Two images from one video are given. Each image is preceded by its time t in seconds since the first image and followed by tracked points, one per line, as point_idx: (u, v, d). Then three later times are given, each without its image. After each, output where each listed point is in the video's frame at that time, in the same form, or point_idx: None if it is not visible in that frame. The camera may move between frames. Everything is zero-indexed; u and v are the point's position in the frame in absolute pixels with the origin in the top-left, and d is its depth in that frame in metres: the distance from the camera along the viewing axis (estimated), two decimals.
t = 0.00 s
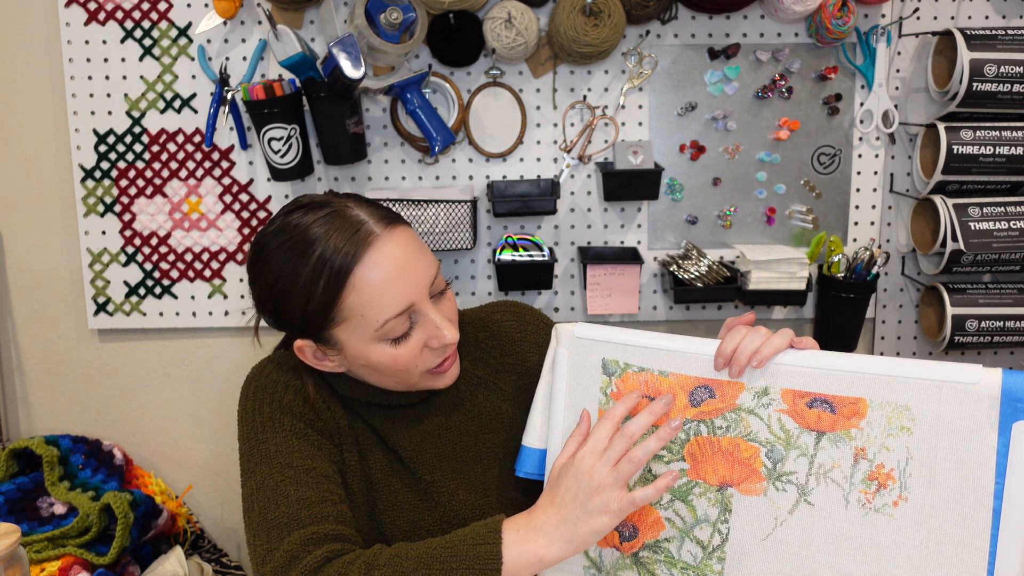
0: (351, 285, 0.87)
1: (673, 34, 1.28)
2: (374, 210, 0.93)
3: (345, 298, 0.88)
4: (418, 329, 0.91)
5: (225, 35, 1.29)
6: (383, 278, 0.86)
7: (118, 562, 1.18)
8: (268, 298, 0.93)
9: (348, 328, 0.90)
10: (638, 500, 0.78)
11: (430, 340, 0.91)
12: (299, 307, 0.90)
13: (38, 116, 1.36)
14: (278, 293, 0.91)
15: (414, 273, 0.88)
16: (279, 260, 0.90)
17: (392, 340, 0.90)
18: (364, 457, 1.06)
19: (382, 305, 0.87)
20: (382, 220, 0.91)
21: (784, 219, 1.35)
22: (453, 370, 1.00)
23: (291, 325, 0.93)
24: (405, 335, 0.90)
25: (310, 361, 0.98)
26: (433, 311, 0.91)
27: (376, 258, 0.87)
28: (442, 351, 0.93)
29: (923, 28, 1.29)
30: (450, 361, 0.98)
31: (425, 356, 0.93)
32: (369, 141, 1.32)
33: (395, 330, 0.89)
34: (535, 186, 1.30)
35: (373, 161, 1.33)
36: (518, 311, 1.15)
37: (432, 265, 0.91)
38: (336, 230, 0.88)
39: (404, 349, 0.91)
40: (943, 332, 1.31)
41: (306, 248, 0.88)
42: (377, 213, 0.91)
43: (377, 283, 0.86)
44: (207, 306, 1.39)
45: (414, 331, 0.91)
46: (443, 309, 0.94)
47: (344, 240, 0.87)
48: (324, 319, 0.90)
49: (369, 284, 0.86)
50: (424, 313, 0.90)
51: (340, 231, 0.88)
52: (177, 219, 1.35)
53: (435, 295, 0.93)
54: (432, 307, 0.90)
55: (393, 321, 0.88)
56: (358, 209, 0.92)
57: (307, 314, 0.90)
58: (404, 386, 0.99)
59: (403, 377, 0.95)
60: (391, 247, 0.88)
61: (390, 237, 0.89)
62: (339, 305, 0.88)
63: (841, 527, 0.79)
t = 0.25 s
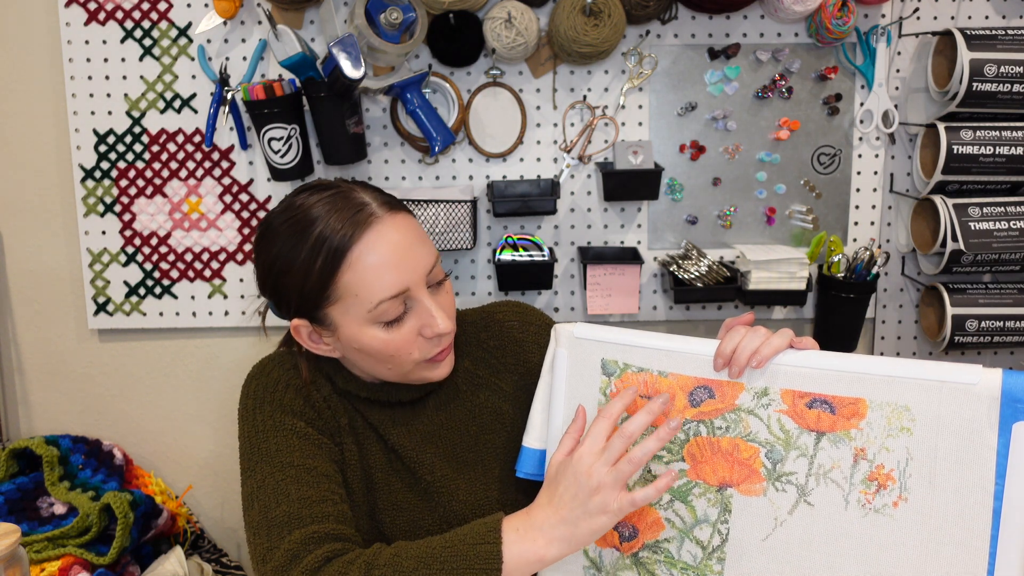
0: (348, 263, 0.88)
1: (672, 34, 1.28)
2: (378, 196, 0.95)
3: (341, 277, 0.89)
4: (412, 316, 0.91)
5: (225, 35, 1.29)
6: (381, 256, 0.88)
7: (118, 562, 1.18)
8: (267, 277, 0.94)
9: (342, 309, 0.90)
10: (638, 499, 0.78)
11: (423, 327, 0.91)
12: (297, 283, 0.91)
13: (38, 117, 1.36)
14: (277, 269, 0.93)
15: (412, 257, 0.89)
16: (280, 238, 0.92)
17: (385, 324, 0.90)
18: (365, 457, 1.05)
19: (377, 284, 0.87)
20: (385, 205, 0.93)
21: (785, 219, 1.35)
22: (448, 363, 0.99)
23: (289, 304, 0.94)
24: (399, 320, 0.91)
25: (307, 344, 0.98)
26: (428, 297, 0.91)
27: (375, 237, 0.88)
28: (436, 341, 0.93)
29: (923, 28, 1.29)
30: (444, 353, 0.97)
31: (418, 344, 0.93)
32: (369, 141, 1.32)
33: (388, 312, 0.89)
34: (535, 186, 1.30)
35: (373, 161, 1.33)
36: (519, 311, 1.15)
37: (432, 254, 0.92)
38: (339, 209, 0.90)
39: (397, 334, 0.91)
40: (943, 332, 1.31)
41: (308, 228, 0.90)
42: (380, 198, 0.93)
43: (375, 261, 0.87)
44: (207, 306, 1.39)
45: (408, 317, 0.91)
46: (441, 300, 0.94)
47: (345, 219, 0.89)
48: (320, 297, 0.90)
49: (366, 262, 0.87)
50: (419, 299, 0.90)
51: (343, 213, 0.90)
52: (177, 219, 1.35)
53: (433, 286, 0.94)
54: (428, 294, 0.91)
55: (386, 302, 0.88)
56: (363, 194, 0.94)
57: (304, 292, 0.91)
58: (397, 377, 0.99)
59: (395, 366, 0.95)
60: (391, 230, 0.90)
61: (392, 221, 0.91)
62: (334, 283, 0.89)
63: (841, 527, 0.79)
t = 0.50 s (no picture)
0: (362, 256, 0.89)
1: (673, 34, 1.28)
2: (391, 193, 0.96)
3: (354, 269, 0.89)
4: (421, 312, 0.92)
5: (225, 35, 1.29)
6: (395, 249, 0.89)
7: (118, 562, 1.18)
8: (279, 270, 0.95)
9: (353, 303, 0.91)
10: (637, 501, 0.78)
11: (432, 324, 0.92)
12: (309, 276, 0.92)
13: (38, 117, 1.36)
14: (289, 261, 0.94)
15: (425, 252, 0.90)
16: (294, 230, 0.93)
17: (394, 320, 0.91)
18: (367, 456, 1.06)
19: (389, 278, 0.88)
20: (399, 201, 0.94)
21: (785, 219, 1.35)
22: (453, 363, 0.99)
23: (298, 297, 0.95)
24: (408, 316, 0.91)
25: (313, 339, 0.99)
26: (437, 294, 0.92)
27: (390, 231, 0.90)
28: (443, 339, 0.93)
29: (923, 28, 1.29)
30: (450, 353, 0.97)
31: (425, 342, 0.93)
32: (369, 141, 1.32)
33: (398, 307, 0.89)
34: (535, 186, 1.30)
35: (373, 161, 1.33)
36: (519, 310, 1.15)
37: (443, 252, 0.93)
38: (354, 203, 0.92)
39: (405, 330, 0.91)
40: (943, 332, 1.31)
41: (322, 219, 0.91)
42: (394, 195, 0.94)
43: (388, 254, 0.88)
44: (207, 307, 1.39)
45: (417, 314, 0.91)
46: (448, 297, 0.95)
47: (360, 212, 0.91)
48: (331, 290, 0.91)
49: (380, 255, 0.88)
50: (429, 295, 0.91)
51: (357, 205, 0.91)
52: (177, 219, 1.35)
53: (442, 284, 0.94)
54: (438, 291, 0.91)
55: (397, 297, 0.89)
56: (377, 190, 0.96)
57: (316, 285, 0.92)
58: (402, 375, 0.98)
59: (402, 363, 0.94)
60: (405, 225, 0.91)
61: (405, 217, 0.92)
62: (346, 275, 0.90)
63: (840, 528, 0.79)
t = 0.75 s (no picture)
0: (373, 240, 0.91)
1: (673, 34, 1.28)
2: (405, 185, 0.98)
3: (364, 254, 0.91)
4: (427, 302, 0.93)
5: (225, 35, 1.29)
6: (407, 235, 0.90)
7: (118, 562, 1.18)
8: (292, 252, 0.98)
9: (362, 288, 0.92)
10: (640, 506, 0.78)
11: (437, 315, 0.92)
12: (320, 259, 0.94)
13: (38, 117, 1.36)
14: (302, 244, 0.96)
15: (435, 241, 0.92)
16: (310, 211, 0.95)
17: (400, 307, 0.92)
18: (369, 456, 1.05)
19: (398, 263, 0.90)
20: (413, 192, 0.97)
21: (785, 219, 1.35)
22: (458, 361, 0.99)
23: (309, 281, 0.97)
24: (414, 305, 0.92)
25: (320, 326, 1.00)
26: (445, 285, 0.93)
27: (403, 218, 0.92)
28: (447, 332, 0.94)
29: (923, 28, 1.29)
30: (455, 349, 0.98)
31: (430, 333, 0.93)
32: (369, 141, 1.32)
33: (405, 294, 0.91)
34: (535, 186, 1.30)
35: (373, 161, 1.33)
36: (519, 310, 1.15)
37: (454, 245, 0.95)
38: (370, 190, 0.94)
39: (410, 319, 0.92)
40: (943, 332, 1.31)
41: (336, 204, 0.94)
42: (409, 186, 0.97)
43: (399, 239, 0.90)
44: (207, 307, 1.39)
45: (424, 303, 0.92)
46: (455, 292, 0.96)
47: (375, 198, 0.93)
48: (341, 275, 0.93)
49: (391, 240, 0.90)
50: (436, 285, 0.92)
51: (373, 192, 0.93)
52: (177, 219, 1.35)
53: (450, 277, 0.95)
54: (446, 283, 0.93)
55: (405, 283, 0.90)
56: (392, 181, 0.98)
57: (326, 269, 0.94)
58: (406, 370, 0.98)
59: (406, 354, 0.95)
60: (418, 214, 0.93)
61: (419, 206, 0.94)
62: (356, 260, 0.91)
63: (841, 528, 0.79)
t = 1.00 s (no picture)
0: (389, 229, 0.92)
1: (673, 34, 1.28)
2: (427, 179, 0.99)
3: (379, 242, 0.92)
4: (439, 296, 0.93)
5: (225, 35, 1.29)
6: (424, 224, 0.91)
7: (117, 562, 1.18)
8: (311, 238, 1.00)
9: (375, 277, 0.93)
10: (635, 497, 0.78)
11: (448, 309, 0.92)
12: (337, 247, 0.95)
13: (38, 117, 1.36)
14: (322, 231, 0.98)
15: (451, 233, 0.92)
16: (331, 199, 0.98)
17: (411, 298, 0.92)
18: (377, 454, 1.05)
19: (412, 253, 0.90)
20: (434, 185, 0.97)
21: (784, 219, 1.35)
22: (466, 362, 0.99)
23: (326, 268, 0.98)
24: (425, 297, 0.92)
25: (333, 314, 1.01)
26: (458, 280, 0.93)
27: (421, 208, 0.93)
28: (457, 327, 0.93)
29: (922, 28, 1.29)
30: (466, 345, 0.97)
31: (440, 328, 0.93)
32: (369, 141, 1.32)
33: (416, 285, 0.91)
34: (535, 185, 1.30)
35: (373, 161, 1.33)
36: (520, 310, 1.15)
37: (471, 240, 0.95)
38: (390, 180, 0.95)
39: (421, 311, 0.92)
40: (943, 332, 1.31)
41: (355, 193, 0.95)
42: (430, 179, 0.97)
43: (416, 227, 0.91)
44: (207, 307, 1.39)
45: (436, 296, 0.93)
46: (470, 288, 0.95)
47: (394, 189, 0.94)
48: (357, 263, 0.94)
49: (406, 228, 0.91)
50: (449, 278, 0.92)
51: (394, 183, 0.95)
52: (177, 219, 1.35)
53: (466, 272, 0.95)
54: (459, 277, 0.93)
55: (417, 274, 0.90)
56: (414, 173, 0.99)
57: (343, 257, 0.95)
58: (416, 365, 0.98)
59: (415, 347, 0.95)
60: (436, 206, 0.93)
61: (438, 199, 0.95)
62: (371, 248, 0.92)
63: (841, 527, 0.79)
